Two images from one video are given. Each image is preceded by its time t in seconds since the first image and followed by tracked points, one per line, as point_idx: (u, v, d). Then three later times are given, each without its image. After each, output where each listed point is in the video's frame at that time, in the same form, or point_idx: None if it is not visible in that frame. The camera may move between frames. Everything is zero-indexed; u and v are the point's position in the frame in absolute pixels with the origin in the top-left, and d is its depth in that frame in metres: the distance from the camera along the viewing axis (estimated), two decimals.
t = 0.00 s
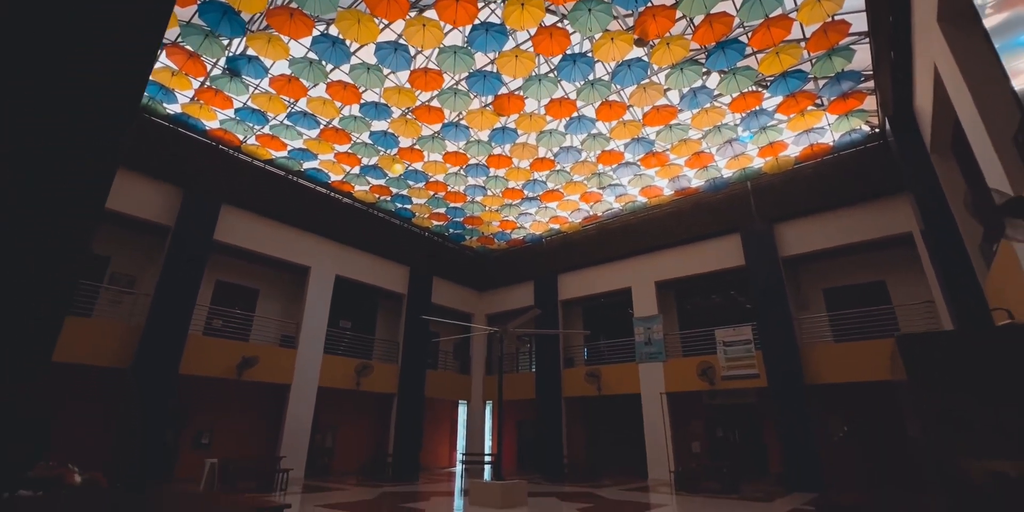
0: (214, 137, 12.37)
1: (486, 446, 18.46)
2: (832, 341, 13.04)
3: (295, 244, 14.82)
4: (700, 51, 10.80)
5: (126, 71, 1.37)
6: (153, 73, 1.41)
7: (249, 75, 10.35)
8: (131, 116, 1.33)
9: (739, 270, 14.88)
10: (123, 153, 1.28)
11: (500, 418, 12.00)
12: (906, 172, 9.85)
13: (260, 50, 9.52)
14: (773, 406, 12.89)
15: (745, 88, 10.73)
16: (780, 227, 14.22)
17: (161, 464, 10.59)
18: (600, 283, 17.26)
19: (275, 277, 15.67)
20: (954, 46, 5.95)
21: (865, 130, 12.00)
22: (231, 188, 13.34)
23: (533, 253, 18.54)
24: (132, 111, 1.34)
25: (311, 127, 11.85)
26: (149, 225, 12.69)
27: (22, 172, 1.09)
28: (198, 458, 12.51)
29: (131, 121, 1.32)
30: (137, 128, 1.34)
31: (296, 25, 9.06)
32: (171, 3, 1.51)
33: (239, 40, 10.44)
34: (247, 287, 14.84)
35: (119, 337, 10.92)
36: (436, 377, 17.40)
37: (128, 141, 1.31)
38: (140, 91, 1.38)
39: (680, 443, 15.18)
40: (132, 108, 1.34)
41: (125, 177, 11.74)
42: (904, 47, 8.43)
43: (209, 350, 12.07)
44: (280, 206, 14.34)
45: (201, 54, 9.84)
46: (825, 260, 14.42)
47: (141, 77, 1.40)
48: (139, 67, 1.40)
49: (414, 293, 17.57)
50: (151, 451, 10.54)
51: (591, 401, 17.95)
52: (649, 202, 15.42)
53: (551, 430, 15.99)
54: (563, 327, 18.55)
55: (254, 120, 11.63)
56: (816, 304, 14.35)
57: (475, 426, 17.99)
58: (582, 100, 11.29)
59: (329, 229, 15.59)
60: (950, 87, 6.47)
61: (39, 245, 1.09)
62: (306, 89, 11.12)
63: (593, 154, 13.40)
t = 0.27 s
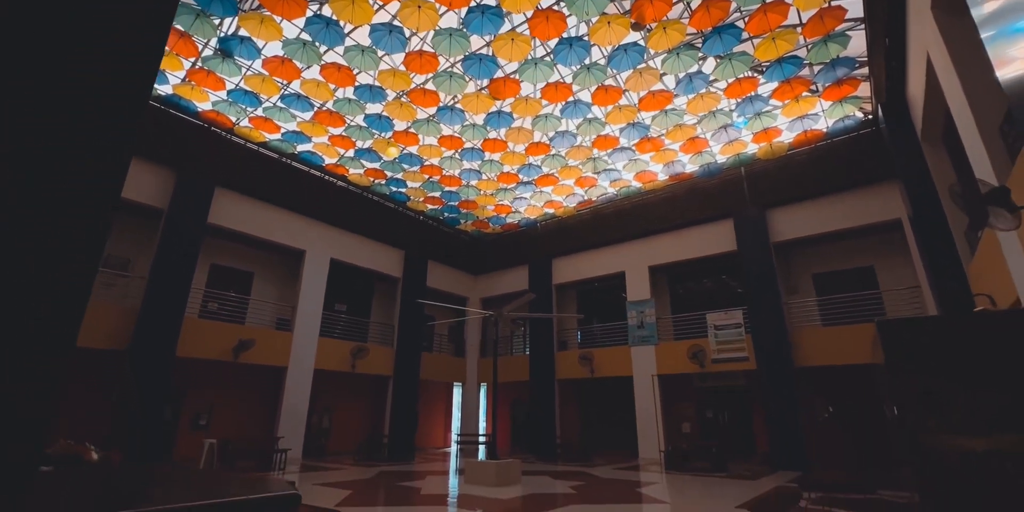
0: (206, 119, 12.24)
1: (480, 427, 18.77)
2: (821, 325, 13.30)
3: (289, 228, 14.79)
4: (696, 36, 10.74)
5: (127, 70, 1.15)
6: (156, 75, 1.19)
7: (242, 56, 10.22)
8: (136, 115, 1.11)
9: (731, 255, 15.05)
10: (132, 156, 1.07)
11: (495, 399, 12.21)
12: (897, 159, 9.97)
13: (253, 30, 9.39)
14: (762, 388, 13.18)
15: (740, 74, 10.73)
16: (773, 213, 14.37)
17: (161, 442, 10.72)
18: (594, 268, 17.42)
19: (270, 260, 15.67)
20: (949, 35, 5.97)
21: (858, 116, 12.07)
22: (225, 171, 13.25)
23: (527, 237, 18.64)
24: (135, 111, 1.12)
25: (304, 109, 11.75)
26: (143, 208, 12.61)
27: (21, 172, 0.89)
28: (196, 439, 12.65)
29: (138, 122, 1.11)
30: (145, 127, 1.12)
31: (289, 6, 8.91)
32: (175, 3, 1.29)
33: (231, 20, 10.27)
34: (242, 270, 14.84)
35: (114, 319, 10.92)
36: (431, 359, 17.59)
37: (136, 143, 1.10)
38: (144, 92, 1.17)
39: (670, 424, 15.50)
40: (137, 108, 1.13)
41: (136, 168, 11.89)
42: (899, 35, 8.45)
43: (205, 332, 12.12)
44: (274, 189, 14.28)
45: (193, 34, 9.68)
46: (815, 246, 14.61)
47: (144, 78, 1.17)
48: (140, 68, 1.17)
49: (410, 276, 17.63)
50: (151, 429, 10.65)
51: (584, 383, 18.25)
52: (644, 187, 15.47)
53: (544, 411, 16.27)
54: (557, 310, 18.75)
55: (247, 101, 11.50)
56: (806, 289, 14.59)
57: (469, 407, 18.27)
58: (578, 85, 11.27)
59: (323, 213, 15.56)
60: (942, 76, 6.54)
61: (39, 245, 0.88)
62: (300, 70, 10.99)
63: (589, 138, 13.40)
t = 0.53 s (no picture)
0: (198, 100, 12.09)
1: (475, 408, 19.04)
2: (810, 309, 13.54)
3: (284, 210, 14.78)
4: (694, 20, 10.65)
5: (127, 71, 1.25)
6: (155, 75, 1.30)
7: (234, 37, 10.06)
8: (136, 115, 1.23)
9: (723, 239, 15.21)
10: (129, 153, 1.19)
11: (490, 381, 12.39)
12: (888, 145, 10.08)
13: (245, 10, 9.29)
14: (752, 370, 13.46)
15: (736, 59, 10.73)
16: (765, 197, 14.55)
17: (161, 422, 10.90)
18: (589, 252, 17.57)
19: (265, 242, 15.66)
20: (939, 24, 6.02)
21: (852, 102, 12.06)
22: (218, 153, 13.15)
23: (522, 221, 18.70)
24: (135, 111, 1.23)
25: (298, 91, 11.66)
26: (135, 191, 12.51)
27: (24, 172, 1.00)
28: (195, 419, 12.80)
29: (137, 122, 1.22)
30: (145, 127, 1.24)
31: None
32: (174, 4, 1.39)
33: None
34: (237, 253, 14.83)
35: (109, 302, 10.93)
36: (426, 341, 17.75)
37: (136, 142, 1.22)
38: (143, 92, 1.27)
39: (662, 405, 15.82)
40: (136, 108, 1.23)
41: (147, 155, 12.02)
42: (893, 21, 8.47)
43: (201, 314, 12.18)
44: (268, 172, 14.22)
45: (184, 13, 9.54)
46: (806, 230, 14.81)
47: (143, 79, 1.28)
48: (141, 67, 1.28)
49: (405, 259, 17.66)
50: (150, 410, 10.78)
51: (577, 365, 18.52)
52: (638, 172, 15.50)
53: (538, 392, 16.54)
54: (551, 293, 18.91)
55: (240, 83, 11.36)
56: (795, 272, 14.85)
57: (464, 388, 18.51)
58: (574, 68, 11.33)
59: (318, 196, 15.52)
60: (933, 63, 6.60)
61: (40, 245, 0.99)
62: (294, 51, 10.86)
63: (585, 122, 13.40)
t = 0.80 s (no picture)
0: (188, 81, 11.91)
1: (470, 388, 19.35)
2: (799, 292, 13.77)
3: (277, 193, 14.69)
4: (690, 3, 10.57)
5: (128, 71, 1.22)
6: (156, 75, 1.27)
7: (224, 16, 9.88)
8: (137, 115, 1.21)
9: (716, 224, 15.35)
10: (130, 153, 1.18)
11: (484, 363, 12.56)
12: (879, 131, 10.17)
13: None
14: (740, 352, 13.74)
15: (731, 43, 10.68)
16: (758, 182, 14.65)
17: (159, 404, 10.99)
18: (583, 236, 17.66)
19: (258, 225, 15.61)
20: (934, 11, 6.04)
21: (846, 87, 12.09)
22: (209, 135, 12.99)
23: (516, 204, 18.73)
24: (137, 111, 1.21)
25: (290, 72, 11.54)
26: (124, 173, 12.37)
27: (23, 172, 1.00)
28: (192, 400, 12.90)
29: (137, 122, 1.21)
30: (147, 127, 1.23)
31: None
32: (175, 3, 1.35)
33: None
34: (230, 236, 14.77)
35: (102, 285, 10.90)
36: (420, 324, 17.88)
37: (138, 142, 1.21)
38: (144, 92, 1.24)
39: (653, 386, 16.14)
40: (136, 108, 1.22)
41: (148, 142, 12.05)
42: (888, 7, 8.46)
43: (195, 297, 12.19)
44: (260, 154, 14.09)
45: None
46: (798, 215, 14.96)
47: (144, 78, 1.25)
48: (141, 68, 1.25)
49: (399, 242, 17.65)
50: (147, 392, 10.86)
51: (570, 347, 18.80)
52: (632, 155, 15.52)
53: (531, 373, 16.80)
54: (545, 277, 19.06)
55: (231, 63, 11.18)
56: (785, 256, 15.05)
57: (459, 369, 18.76)
58: (569, 51, 11.15)
59: (311, 178, 15.44)
60: (925, 50, 6.63)
61: (40, 245, 1.00)
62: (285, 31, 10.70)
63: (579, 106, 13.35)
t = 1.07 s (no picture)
0: (177, 60, 11.75)
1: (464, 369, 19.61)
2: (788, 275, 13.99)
3: (270, 175, 14.59)
4: None
5: (127, 71, 1.29)
6: (155, 75, 1.34)
7: None
8: (136, 115, 1.28)
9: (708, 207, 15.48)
10: (130, 153, 1.25)
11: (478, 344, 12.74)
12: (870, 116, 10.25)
13: None
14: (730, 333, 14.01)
15: (727, 26, 10.61)
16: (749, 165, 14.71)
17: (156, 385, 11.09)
18: (576, 219, 17.74)
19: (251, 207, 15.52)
20: None
21: (839, 72, 12.14)
22: (199, 116, 12.84)
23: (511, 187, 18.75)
24: (137, 111, 1.28)
25: (281, 52, 11.44)
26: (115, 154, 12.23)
27: (23, 173, 1.07)
28: (189, 382, 13.00)
29: (136, 122, 1.28)
30: (145, 127, 1.29)
31: None
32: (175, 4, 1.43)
33: None
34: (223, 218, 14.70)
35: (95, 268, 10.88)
36: (415, 306, 18.00)
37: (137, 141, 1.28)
38: (143, 91, 1.31)
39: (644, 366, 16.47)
40: (136, 107, 1.28)
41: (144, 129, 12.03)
42: None
43: (190, 278, 12.20)
44: (252, 136, 13.96)
45: None
46: (789, 199, 15.11)
47: (143, 78, 1.32)
48: (141, 68, 1.32)
49: (393, 224, 17.61)
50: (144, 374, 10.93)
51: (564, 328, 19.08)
52: (626, 138, 15.54)
53: (524, 354, 17.04)
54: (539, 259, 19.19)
55: (220, 43, 11.00)
56: (776, 239, 15.24)
57: (453, 350, 18.97)
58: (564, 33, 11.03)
59: (305, 160, 15.36)
60: (916, 37, 6.68)
61: (41, 245, 1.07)
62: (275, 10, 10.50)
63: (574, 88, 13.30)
